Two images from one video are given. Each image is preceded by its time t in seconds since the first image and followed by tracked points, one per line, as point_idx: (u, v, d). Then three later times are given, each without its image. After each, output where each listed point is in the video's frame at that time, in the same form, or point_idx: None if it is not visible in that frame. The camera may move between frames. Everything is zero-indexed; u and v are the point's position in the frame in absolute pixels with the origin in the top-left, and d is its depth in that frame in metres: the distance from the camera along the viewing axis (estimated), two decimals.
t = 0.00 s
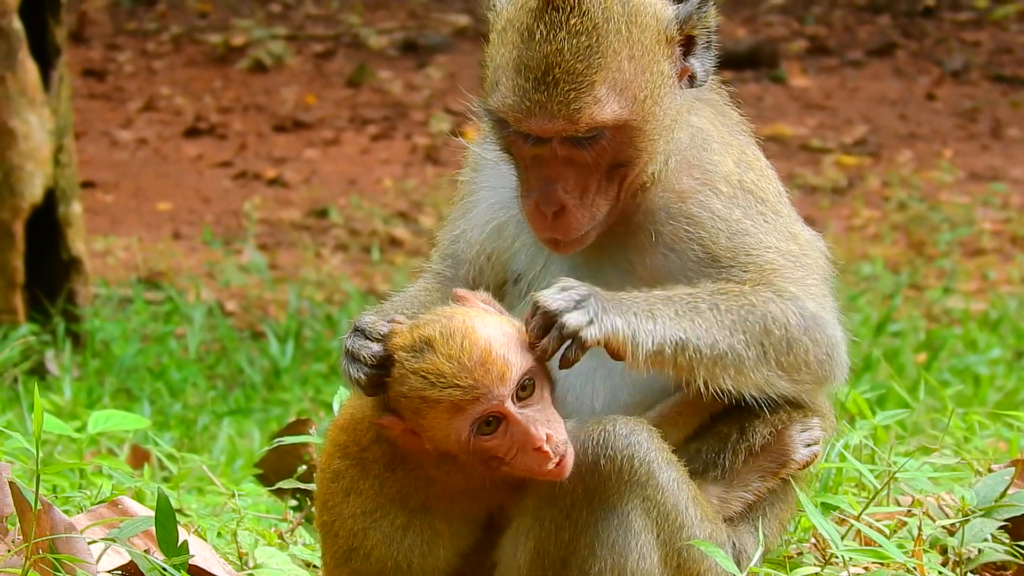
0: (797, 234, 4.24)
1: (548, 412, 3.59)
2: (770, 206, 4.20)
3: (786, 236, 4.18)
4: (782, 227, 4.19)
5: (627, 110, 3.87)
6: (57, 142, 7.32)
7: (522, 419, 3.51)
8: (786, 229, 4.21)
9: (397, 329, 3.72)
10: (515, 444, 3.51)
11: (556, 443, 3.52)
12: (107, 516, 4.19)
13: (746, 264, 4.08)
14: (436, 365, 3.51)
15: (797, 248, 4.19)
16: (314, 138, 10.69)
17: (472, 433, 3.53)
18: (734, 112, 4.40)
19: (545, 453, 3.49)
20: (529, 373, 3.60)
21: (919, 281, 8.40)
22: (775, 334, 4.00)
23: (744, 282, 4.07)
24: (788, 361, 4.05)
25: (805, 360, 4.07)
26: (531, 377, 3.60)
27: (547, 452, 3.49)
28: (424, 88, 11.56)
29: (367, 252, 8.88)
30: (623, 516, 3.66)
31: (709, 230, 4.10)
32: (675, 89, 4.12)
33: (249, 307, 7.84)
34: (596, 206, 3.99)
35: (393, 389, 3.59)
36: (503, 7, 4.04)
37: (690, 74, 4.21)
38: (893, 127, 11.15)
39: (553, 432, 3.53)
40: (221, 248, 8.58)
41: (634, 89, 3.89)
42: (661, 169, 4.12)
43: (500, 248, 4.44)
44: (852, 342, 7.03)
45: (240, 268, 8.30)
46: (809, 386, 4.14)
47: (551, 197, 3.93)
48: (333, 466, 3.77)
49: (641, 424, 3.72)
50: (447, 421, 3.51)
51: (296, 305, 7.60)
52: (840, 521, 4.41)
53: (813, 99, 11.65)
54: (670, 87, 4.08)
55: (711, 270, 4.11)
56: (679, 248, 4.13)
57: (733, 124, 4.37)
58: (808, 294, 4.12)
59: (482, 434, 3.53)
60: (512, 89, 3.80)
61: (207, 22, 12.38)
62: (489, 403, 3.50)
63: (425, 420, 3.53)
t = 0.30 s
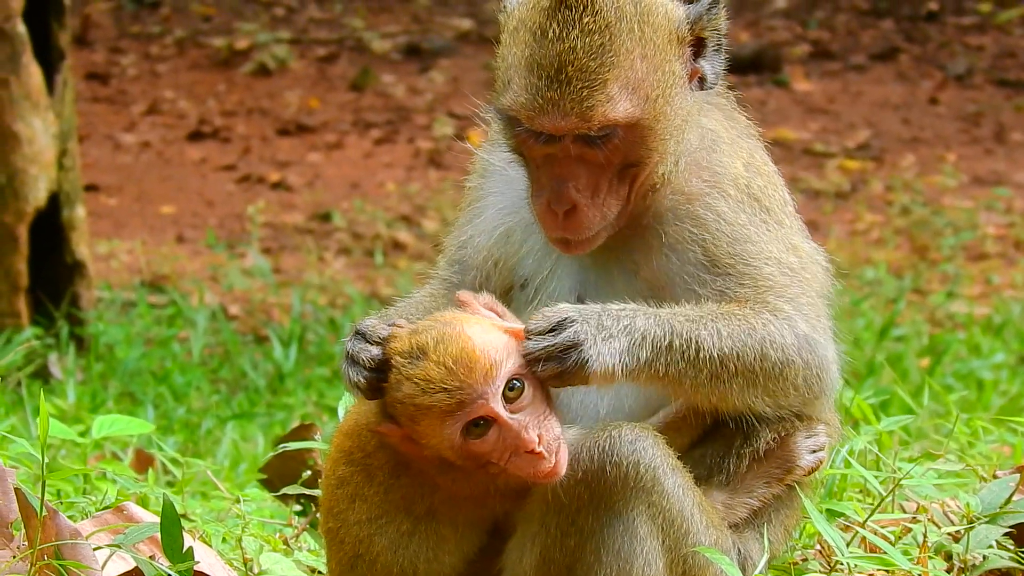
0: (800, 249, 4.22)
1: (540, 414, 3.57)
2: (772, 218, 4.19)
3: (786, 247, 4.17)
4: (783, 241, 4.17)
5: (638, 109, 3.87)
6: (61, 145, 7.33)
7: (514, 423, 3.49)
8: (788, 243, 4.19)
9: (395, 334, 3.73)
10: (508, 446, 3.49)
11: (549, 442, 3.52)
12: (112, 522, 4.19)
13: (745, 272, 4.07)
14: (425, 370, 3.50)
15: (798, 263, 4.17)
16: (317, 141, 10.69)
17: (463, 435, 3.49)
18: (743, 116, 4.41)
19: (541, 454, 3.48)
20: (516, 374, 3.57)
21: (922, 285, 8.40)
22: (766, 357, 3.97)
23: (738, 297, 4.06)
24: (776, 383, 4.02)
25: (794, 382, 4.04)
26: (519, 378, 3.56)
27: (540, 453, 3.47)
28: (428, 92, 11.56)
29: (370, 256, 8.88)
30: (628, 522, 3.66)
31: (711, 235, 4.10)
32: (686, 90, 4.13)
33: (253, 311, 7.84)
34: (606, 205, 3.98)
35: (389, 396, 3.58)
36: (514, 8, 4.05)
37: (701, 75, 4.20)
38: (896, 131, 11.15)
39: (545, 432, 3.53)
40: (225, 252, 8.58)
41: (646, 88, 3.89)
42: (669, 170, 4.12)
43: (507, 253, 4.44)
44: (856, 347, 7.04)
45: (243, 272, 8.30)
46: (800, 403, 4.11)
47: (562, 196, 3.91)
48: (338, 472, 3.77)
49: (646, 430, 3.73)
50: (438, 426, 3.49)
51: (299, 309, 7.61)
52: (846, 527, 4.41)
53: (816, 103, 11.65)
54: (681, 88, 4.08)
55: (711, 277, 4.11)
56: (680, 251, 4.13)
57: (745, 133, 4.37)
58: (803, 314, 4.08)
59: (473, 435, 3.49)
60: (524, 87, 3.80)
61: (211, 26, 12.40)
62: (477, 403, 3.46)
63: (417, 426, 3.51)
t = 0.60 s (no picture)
0: (805, 257, 4.21)
1: (533, 414, 3.57)
2: (778, 226, 4.18)
3: (792, 256, 4.15)
4: (789, 250, 4.16)
5: (637, 122, 3.87)
6: (65, 149, 7.35)
7: (506, 422, 3.49)
8: (794, 251, 4.17)
9: (392, 336, 3.76)
10: (501, 445, 3.49)
11: (541, 441, 3.52)
12: (117, 526, 4.19)
13: (751, 284, 4.06)
14: (419, 370, 3.52)
15: (804, 271, 4.15)
16: (322, 145, 10.70)
17: (456, 434, 3.50)
18: (745, 122, 4.40)
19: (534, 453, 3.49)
20: (509, 372, 3.58)
21: (926, 289, 8.40)
22: (775, 370, 3.95)
23: (745, 310, 4.05)
24: (784, 395, 4.00)
25: (802, 393, 4.02)
26: (511, 376, 3.56)
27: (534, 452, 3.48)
28: (432, 95, 11.57)
29: (375, 259, 8.89)
30: (633, 526, 3.66)
31: (716, 247, 4.10)
32: (687, 99, 4.13)
33: (257, 315, 7.85)
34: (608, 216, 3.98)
35: (386, 398, 3.59)
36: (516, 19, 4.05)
37: (702, 85, 4.20)
38: (901, 135, 11.15)
39: (539, 431, 3.53)
40: (229, 255, 8.59)
41: (645, 100, 3.90)
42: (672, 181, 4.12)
43: (510, 260, 4.45)
44: (861, 352, 7.04)
45: (247, 275, 8.31)
46: (807, 411, 4.10)
47: (563, 208, 3.93)
48: (341, 477, 3.77)
49: (650, 436, 3.73)
50: (432, 425, 3.49)
51: (304, 313, 7.62)
52: (851, 531, 4.42)
53: (821, 107, 11.65)
54: (682, 98, 4.09)
55: (716, 288, 4.10)
56: (684, 262, 4.13)
57: (748, 140, 4.36)
58: (809, 324, 4.06)
59: (465, 435, 3.49)
60: (524, 101, 3.81)
61: (216, 29, 12.42)
62: (469, 402, 3.47)
63: (412, 427, 3.52)
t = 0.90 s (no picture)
0: (807, 263, 4.20)
1: (529, 419, 3.55)
2: (779, 231, 4.17)
3: (793, 262, 4.15)
4: (790, 256, 4.15)
5: (631, 126, 3.87)
6: (67, 153, 7.36)
7: (501, 426, 3.48)
8: (795, 257, 4.17)
9: (392, 337, 3.76)
10: (495, 450, 3.48)
11: (536, 448, 3.51)
12: (119, 527, 4.19)
13: (752, 290, 4.06)
14: (415, 373, 3.52)
15: (806, 277, 4.15)
16: (324, 149, 10.71)
17: (450, 438, 3.49)
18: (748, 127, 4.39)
19: (526, 461, 3.47)
20: (506, 377, 3.56)
21: (928, 296, 8.40)
22: (775, 375, 3.94)
23: (745, 316, 4.05)
24: (785, 401, 4.00)
25: (803, 399, 4.02)
26: (507, 381, 3.55)
27: (526, 459, 3.47)
28: (435, 101, 11.58)
29: (376, 264, 8.89)
30: (635, 529, 3.65)
31: (717, 253, 4.09)
32: (688, 104, 4.13)
33: (259, 319, 7.85)
34: (602, 219, 3.98)
35: (385, 400, 3.59)
36: (520, 16, 4.06)
37: (705, 90, 4.20)
38: (904, 142, 11.16)
39: (533, 437, 3.51)
40: (231, 259, 8.59)
41: (642, 104, 3.90)
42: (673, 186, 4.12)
43: (514, 262, 4.45)
44: (862, 358, 7.04)
45: (249, 280, 8.32)
46: (808, 417, 4.09)
47: (557, 209, 3.92)
48: (343, 479, 3.77)
49: (653, 440, 3.72)
50: (428, 428, 3.49)
51: (305, 317, 7.62)
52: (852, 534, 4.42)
53: (823, 113, 11.67)
54: (683, 102, 4.08)
55: (718, 294, 4.10)
56: (686, 267, 4.13)
57: (750, 144, 4.35)
58: (810, 330, 4.06)
59: (459, 441, 3.48)
60: (521, 100, 3.83)
61: (218, 34, 12.45)
62: (463, 407, 3.46)
63: (411, 429, 3.52)
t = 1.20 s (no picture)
0: (807, 259, 4.19)
1: (528, 413, 3.54)
2: (779, 225, 4.16)
3: (793, 256, 4.14)
4: (790, 250, 4.14)
5: (634, 99, 3.89)
6: (69, 156, 7.36)
7: (499, 419, 3.46)
8: (795, 252, 4.16)
9: (393, 331, 3.74)
10: (494, 443, 3.47)
11: (534, 442, 3.50)
12: (120, 523, 4.17)
13: (751, 281, 4.06)
14: (413, 366, 3.50)
15: (805, 272, 4.14)
16: (326, 155, 10.72)
17: (449, 433, 3.48)
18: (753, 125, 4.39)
19: (524, 454, 3.47)
20: (506, 371, 3.54)
21: (929, 304, 8.40)
22: (771, 365, 3.93)
23: (744, 306, 4.04)
24: (783, 393, 3.98)
25: (800, 392, 4.00)
26: (507, 375, 3.53)
27: (523, 452, 3.46)
28: (437, 107, 11.59)
29: (377, 270, 8.89)
30: (636, 527, 3.64)
31: (717, 242, 4.09)
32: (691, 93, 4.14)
33: (260, 324, 7.84)
34: (602, 194, 3.98)
35: (385, 394, 3.58)
36: None
37: (710, 75, 4.21)
38: (905, 151, 11.18)
39: (531, 430, 3.50)
40: (232, 264, 8.58)
41: (646, 77, 3.91)
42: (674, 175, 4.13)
43: (515, 259, 4.46)
44: (864, 364, 7.04)
45: (250, 284, 8.31)
46: (806, 413, 4.07)
47: (555, 181, 3.94)
48: (344, 475, 3.75)
49: (654, 436, 3.71)
50: (427, 422, 3.48)
51: (306, 322, 7.62)
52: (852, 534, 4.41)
53: (825, 122, 11.69)
54: (684, 90, 4.09)
55: (717, 285, 4.10)
56: (686, 257, 4.13)
57: (754, 141, 4.36)
58: (809, 324, 4.04)
59: (458, 435, 3.47)
60: (525, 69, 3.86)
61: (220, 40, 12.49)
62: (462, 401, 3.44)
63: (411, 423, 3.51)
